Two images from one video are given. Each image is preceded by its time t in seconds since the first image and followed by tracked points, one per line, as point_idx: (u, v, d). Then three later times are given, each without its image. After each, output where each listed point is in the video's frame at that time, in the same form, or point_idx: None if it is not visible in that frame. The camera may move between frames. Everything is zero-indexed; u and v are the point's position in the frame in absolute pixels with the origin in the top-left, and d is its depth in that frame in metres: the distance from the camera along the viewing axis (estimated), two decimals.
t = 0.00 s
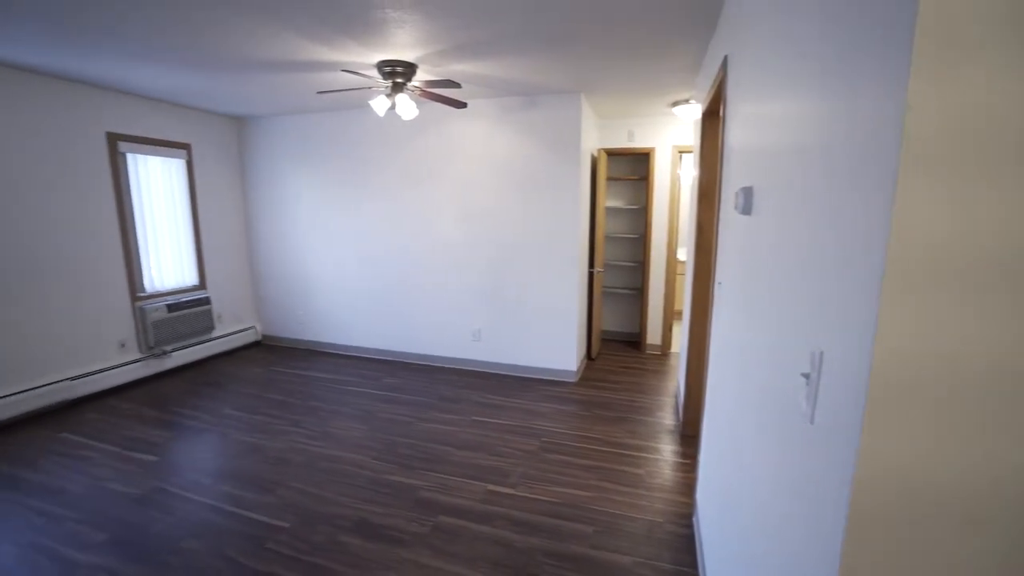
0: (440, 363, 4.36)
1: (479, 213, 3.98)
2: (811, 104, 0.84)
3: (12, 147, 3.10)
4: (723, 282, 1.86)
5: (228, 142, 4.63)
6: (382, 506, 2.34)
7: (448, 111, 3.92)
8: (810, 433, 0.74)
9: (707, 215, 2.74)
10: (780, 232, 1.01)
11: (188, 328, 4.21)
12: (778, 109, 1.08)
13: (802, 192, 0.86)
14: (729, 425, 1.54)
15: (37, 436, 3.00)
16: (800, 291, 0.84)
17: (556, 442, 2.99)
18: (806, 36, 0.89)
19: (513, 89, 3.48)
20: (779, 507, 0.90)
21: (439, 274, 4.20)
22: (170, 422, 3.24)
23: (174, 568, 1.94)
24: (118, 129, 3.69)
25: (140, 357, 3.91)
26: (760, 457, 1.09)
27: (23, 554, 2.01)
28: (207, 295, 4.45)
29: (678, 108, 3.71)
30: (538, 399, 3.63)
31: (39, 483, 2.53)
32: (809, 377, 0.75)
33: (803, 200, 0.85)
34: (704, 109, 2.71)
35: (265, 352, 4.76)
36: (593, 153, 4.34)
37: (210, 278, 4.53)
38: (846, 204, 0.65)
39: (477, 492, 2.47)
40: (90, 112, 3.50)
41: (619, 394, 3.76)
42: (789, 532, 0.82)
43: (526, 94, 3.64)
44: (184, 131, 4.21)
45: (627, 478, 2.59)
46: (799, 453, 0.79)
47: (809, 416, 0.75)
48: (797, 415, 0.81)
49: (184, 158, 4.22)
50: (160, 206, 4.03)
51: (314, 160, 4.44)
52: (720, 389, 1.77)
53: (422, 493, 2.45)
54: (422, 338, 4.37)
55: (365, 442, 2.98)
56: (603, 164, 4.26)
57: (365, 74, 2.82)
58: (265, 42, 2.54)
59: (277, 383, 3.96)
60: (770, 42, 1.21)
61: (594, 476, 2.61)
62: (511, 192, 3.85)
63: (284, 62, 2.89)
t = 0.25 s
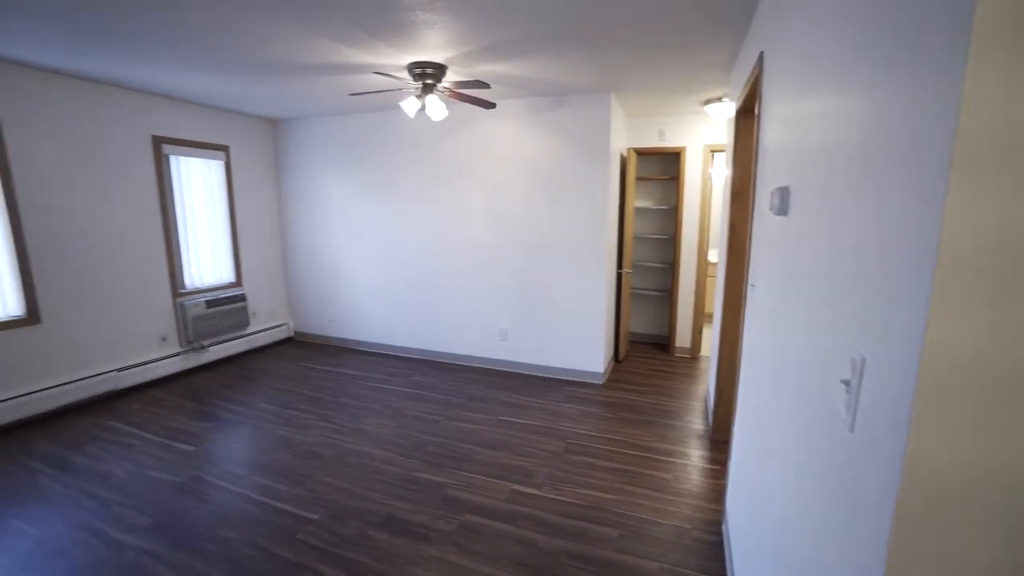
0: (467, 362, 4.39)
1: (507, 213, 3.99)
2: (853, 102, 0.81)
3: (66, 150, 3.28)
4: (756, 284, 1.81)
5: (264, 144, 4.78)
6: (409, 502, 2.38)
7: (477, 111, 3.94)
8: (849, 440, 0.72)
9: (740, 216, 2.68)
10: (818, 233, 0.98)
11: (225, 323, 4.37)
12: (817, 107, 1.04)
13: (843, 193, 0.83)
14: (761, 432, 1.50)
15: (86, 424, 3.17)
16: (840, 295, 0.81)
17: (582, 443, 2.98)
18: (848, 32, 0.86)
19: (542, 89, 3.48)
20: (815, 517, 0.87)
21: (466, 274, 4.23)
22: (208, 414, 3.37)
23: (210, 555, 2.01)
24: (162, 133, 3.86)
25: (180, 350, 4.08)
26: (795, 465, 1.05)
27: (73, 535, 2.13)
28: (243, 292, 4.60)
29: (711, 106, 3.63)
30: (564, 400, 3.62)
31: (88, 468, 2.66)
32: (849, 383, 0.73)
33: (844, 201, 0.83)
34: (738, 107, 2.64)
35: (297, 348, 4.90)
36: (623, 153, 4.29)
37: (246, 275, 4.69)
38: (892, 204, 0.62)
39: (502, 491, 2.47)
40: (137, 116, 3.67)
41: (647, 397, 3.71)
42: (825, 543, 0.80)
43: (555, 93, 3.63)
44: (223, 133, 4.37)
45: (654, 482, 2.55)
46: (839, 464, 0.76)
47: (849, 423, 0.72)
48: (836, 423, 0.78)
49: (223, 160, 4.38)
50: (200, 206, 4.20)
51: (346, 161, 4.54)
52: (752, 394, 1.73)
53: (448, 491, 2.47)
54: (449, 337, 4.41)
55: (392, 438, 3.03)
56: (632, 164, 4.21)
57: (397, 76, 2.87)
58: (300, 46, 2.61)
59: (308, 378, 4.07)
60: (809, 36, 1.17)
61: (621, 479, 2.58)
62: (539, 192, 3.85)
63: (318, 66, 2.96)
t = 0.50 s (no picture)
0: (491, 362, 4.40)
1: (533, 213, 3.98)
2: (898, 98, 0.77)
3: (112, 153, 3.44)
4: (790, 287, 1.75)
5: (297, 145, 4.91)
6: (433, 499, 2.40)
7: (504, 112, 3.95)
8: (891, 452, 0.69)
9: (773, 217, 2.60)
10: (858, 235, 0.94)
11: (257, 319, 4.50)
12: (857, 103, 1.00)
13: (886, 193, 0.80)
14: (793, 439, 1.46)
15: (128, 414, 3.31)
16: (881, 300, 0.78)
17: (607, 446, 2.95)
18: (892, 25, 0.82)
19: (570, 88, 3.46)
20: (851, 529, 0.83)
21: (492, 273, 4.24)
22: (240, 407, 3.48)
23: (242, 544, 2.07)
24: (201, 135, 4.01)
25: (215, 345, 4.23)
26: (829, 475, 1.02)
27: (114, 519, 2.23)
28: (275, 289, 4.73)
29: (743, 104, 3.55)
30: (589, 402, 3.59)
31: (129, 456, 2.79)
32: (891, 392, 0.69)
33: (886, 201, 0.79)
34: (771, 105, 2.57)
35: (326, 345, 5.01)
36: (651, 152, 4.23)
37: (278, 273, 4.82)
38: (941, 203, 0.59)
39: (526, 492, 2.47)
40: (177, 119, 3.82)
41: (673, 400, 3.65)
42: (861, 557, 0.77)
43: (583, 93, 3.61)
44: (258, 135, 4.50)
45: (680, 487, 2.51)
46: (879, 476, 0.73)
47: (891, 434, 0.69)
48: (876, 433, 0.75)
49: (258, 161, 4.51)
50: (236, 205, 4.34)
51: (376, 161, 4.62)
52: (784, 400, 1.68)
53: (471, 489, 2.49)
54: (475, 337, 4.44)
55: (417, 436, 3.07)
56: (661, 163, 4.14)
57: (425, 78, 2.90)
58: (332, 49, 2.66)
59: (336, 375, 4.15)
60: (846, 31, 1.13)
61: (646, 483, 2.55)
62: (565, 192, 3.83)
63: (349, 68, 3.02)
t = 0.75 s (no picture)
0: (516, 362, 4.40)
1: (560, 213, 3.97)
2: (943, 93, 0.74)
3: (155, 155, 3.58)
4: (826, 290, 1.70)
5: (329, 147, 5.02)
6: (457, 497, 2.42)
7: (532, 112, 3.95)
8: (938, 466, 0.65)
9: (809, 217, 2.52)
10: (901, 236, 0.90)
11: (289, 316, 4.63)
12: (901, 100, 0.96)
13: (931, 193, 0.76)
14: (829, 448, 1.40)
15: (167, 405, 3.46)
16: (926, 305, 0.74)
17: (632, 449, 2.91)
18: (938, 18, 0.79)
19: (599, 87, 3.43)
20: (892, 544, 0.80)
21: (518, 273, 4.25)
22: (272, 401, 3.58)
23: (272, 534, 2.13)
24: (238, 137, 4.14)
25: (249, 341, 4.36)
26: (868, 487, 0.98)
27: (154, 505, 2.32)
28: (307, 287, 4.85)
29: (777, 101, 3.45)
30: (614, 404, 3.55)
31: (167, 445, 2.90)
32: (938, 402, 0.66)
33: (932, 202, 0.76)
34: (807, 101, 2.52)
35: (354, 342, 5.10)
36: (681, 151, 4.15)
37: (309, 272, 4.94)
38: (992, 203, 0.55)
39: (550, 493, 2.46)
40: (216, 122, 3.96)
41: (701, 405, 3.57)
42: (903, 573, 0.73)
43: (612, 92, 3.57)
44: (292, 137, 4.62)
45: (708, 493, 2.46)
46: (926, 491, 0.69)
47: (938, 446, 0.66)
48: (921, 444, 0.72)
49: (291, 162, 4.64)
50: (270, 205, 4.47)
51: (404, 162, 4.68)
52: (819, 407, 1.62)
53: (495, 488, 2.49)
54: (500, 337, 4.45)
55: (442, 434, 3.09)
56: (691, 162, 4.06)
57: (454, 78, 2.92)
58: (363, 51, 2.71)
59: (364, 372, 4.23)
60: (890, 24, 1.08)
61: (672, 488, 2.50)
62: (593, 192, 3.80)
63: (379, 70, 3.07)
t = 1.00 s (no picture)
0: (545, 362, 4.39)
1: (590, 214, 3.93)
2: (1003, 88, 0.70)
3: (200, 156, 3.74)
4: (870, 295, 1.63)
5: (362, 148, 5.13)
6: (485, 496, 2.43)
7: (563, 111, 3.93)
8: (998, 484, 0.61)
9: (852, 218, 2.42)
10: (955, 239, 0.85)
11: (323, 313, 4.75)
12: (954, 95, 0.91)
13: (990, 194, 0.71)
14: (872, 461, 1.34)
15: (209, 397, 3.60)
16: (985, 313, 0.69)
17: (662, 453, 2.86)
18: (998, 7, 0.74)
19: (631, 86, 3.39)
20: (945, 564, 0.75)
21: (547, 274, 4.24)
22: (307, 396, 3.68)
23: (306, 524, 2.19)
24: (276, 139, 4.28)
25: (285, 336, 4.50)
26: (918, 503, 0.93)
27: (196, 491, 2.42)
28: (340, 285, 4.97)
29: (819, 98, 3.33)
30: (644, 407, 3.50)
31: (209, 435, 3.02)
32: (1000, 416, 0.62)
33: (991, 203, 0.71)
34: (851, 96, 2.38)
35: (385, 340, 5.20)
36: (716, 150, 4.05)
37: (343, 270, 5.06)
38: None
39: (578, 495, 2.44)
40: (256, 125, 4.10)
41: (735, 410, 3.48)
42: None
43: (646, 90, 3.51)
44: (327, 139, 4.74)
45: (740, 501, 2.39)
46: (985, 509, 0.65)
47: (998, 463, 0.61)
48: (979, 459, 0.67)
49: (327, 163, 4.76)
50: (306, 205, 4.60)
51: (436, 162, 4.73)
52: (862, 417, 1.56)
53: (522, 489, 2.49)
54: (528, 337, 4.45)
55: (470, 432, 3.11)
56: (726, 161, 3.95)
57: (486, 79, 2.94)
58: (397, 54, 2.75)
59: (395, 369, 4.30)
60: (945, 15, 1.03)
61: (703, 495, 2.44)
62: (624, 191, 3.75)
63: (413, 72, 3.11)
